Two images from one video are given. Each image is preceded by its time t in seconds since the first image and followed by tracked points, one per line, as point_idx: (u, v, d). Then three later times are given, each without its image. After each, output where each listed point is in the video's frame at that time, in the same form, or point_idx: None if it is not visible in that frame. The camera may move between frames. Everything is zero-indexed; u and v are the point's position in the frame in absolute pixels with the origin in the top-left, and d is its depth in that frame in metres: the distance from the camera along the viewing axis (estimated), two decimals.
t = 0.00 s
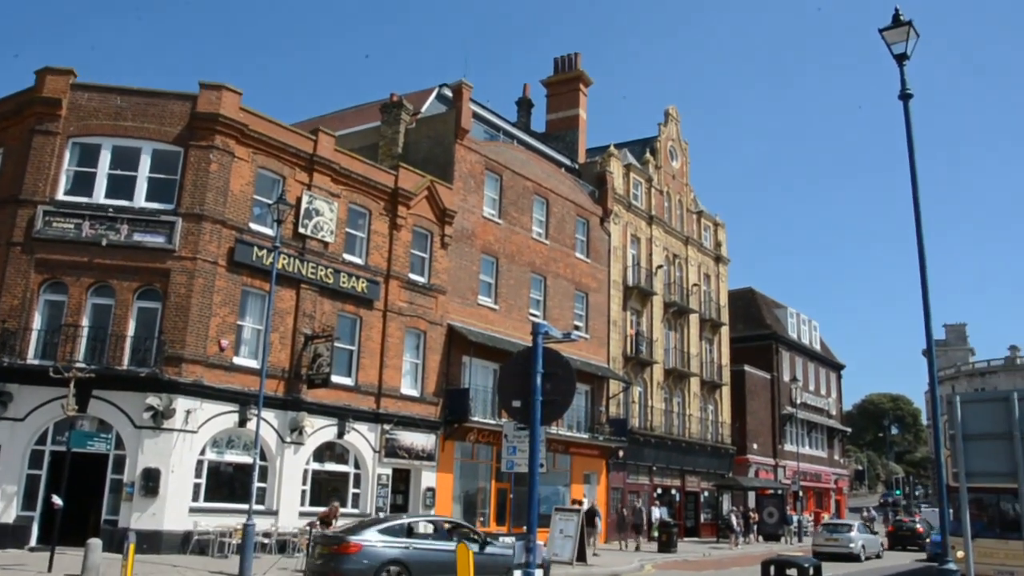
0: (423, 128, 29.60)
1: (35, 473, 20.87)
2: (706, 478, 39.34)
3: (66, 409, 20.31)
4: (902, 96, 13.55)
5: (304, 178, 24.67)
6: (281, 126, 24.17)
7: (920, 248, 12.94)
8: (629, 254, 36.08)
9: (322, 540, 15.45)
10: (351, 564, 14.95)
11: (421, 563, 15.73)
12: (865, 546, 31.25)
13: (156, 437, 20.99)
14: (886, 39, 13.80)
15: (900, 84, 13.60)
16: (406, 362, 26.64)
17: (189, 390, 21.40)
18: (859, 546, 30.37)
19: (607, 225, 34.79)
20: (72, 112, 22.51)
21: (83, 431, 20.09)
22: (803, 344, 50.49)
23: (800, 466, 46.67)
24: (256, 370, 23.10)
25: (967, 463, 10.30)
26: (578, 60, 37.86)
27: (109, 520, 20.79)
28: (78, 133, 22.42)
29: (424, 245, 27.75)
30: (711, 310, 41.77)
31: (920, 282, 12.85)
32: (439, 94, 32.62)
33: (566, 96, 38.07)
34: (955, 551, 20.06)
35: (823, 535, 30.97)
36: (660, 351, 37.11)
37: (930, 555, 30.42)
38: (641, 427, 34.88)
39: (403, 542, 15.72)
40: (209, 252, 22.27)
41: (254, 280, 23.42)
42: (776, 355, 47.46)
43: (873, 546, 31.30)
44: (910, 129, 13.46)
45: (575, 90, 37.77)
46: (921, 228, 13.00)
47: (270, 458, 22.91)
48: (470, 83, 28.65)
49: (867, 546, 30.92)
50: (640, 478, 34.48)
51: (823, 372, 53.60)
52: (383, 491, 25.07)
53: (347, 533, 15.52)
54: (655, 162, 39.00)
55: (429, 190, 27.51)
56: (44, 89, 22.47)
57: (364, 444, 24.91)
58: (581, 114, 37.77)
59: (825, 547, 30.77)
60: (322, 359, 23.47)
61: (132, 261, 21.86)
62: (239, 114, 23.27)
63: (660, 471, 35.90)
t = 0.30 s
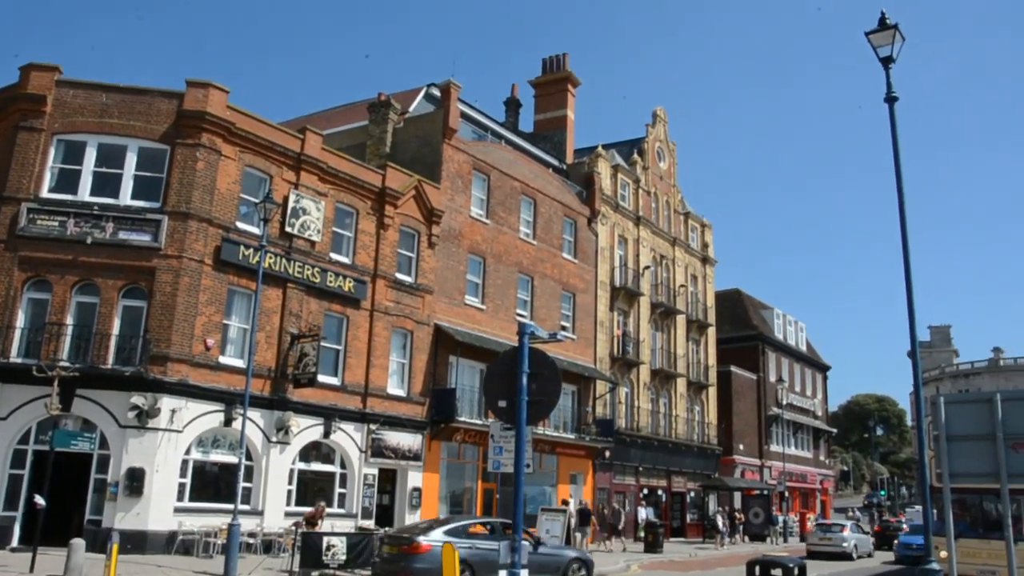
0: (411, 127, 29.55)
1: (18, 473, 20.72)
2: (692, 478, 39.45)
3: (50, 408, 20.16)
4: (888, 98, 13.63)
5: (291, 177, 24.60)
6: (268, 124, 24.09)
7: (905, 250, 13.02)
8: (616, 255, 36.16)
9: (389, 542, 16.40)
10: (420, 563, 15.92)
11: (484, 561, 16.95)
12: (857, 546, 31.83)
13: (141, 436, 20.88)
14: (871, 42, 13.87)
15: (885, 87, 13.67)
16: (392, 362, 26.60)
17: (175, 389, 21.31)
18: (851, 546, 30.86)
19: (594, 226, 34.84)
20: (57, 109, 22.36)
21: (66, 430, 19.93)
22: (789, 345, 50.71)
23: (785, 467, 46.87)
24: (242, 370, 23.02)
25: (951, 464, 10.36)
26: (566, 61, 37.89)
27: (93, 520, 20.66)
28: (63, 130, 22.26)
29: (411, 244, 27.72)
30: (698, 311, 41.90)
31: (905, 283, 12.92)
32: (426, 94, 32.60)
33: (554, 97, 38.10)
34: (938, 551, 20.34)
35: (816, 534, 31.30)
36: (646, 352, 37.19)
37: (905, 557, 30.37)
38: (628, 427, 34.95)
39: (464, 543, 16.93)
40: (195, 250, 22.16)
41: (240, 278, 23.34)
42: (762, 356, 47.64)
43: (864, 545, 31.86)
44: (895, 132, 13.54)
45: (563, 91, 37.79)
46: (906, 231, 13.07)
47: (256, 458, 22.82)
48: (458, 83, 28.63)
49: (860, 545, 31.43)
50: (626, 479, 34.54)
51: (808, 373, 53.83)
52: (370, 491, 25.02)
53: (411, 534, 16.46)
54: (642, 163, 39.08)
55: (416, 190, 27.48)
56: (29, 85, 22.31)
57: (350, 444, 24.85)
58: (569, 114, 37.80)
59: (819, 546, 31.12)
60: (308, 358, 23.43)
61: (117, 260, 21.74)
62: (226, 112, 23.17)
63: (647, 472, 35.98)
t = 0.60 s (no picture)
0: (395, 128, 29.50)
1: None
2: (673, 480, 39.58)
3: (27, 408, 19.97)
4: (869, 103, 13.71)
5: (273, 177, 24.49)
6: (250, 124, 23.98)
7: (884, 254, 13.11)
8: (599, 257, 36.25)
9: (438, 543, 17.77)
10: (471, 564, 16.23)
11: (528, 562, 17.04)
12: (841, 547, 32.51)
13: (120, 437, 20.71)
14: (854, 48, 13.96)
15: (867, 92, 13.76)
16: (374, 363, 26.54)
17: (154, 389, 21.15)
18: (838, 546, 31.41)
19: (577, 228, 34.91)
20: (36, 106, 22.15)
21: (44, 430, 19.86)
22: (770, 348, 50.98)
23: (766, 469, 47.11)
24: (223, 370, 22.89)
25: (929, 467, 10.43)
26: (550, 63, 37.94)
27: (70, 521, 20.49)
28: (42, 127, 22.06)
29: (394, 245, 27.67)
30: (680, 313, 42.06)
31: (884, 288, 13.01)
32: (410, 94, 32.56)
33: (538, 99, 38.14)
34: (915, 553, 20.58)
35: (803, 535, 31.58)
36: (628, 354, 37.28)
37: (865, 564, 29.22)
38: (609, 429, 35.02)
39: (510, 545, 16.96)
40: (175, 250, 22.00)
41: (222, 278, 23.21)
42: (744, 359, 47.88)
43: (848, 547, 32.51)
44: (876, 137, 13.63)
45: (547, 93, 37.83)
46: (885, 235, 13.16)
47: (236, 459, 22.68)
48: (441, 84, 28.61)
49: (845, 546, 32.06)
50: (607, 480, 34.60)
51: (789, 376, 54.14)
52: (350, 492, 24.93)
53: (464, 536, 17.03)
54: (625, 165, 39.19)
55: (399, 191, 27.42)
56: (7, 81, 22.10)
57: (332, 445, 24.77)
58: (553, 116, 37.86)
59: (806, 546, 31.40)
60: (289, 359, 23.34)
61: (97, 259, 21.57)
62: (208, 111, 23.03)
63: (628, 474, 36.06)
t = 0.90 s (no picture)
0: (377, 125, 29.42)
1: None
2: (654, 478, 39.71)
3: (3, 406, 19.77)
4: (849, 104, 13.82)
5: (254, 173, 24.37)
6: (231, 120, 23.85)
7: (863, 254, 13.21)
8: (580, 255, 36.32)
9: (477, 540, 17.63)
10: (510, 561, 16.90)
11: (562, 558, 17.70)
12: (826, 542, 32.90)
13: (98, 435, 20.53)
14: (834, 48, 14.07)
15: (846, 92, 13.87)
16: (355, 361, 26.48)
17: (134, 387, 20.99)
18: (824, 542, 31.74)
19: (559, 226, 34.95)
20: (13, 100, 21.91)
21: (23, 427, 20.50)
22: (751, 347, 51.24)
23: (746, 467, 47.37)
24: (203, 368, 22.76)
25: (907, 465, 10.52)
26: (532, 61, 37.97)
27: (48, 520, 20.31)
28: (19, 122, 21.82)
29: (375, 243, 27.60)
30: (661, 312, 42.22)
31: (863, 287, 13.11)
32: (392, 92, 32.51)
33: (520, 97, 38.16)
34: (893, 550, 20.76)
35: (790, 531, 31.82)
36: (610, 352, 37.38)
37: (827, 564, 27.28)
38: (591, 427, 35.10)
39: (546, 543, 17.66)
40: (155, 246, 21.85)
41: (202, 275, 23.07)
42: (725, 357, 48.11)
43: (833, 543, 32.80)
44: (856, 137, 13.73)
45: (529, 91, 37.85)
46: (865, 234, 13.26)
47: (216, 457, 22.54)
48: (424, 81, 28.58)
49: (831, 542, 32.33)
50: (589, 478, 34.68)
51: (770, 375, 54.44)
52: (331, 490, 24.86)
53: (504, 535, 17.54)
54: (607, 164, 39.27)
55: (381, 188, 27.37)
56: None
57: (312, 443, 24.68)
58: (535, 115, 37.89)
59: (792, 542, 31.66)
60: (270, 356, 23.23)
61: (75, 255, 21.38)
62: (189, 107, 22.89)
63: (609, 471, 36.16)
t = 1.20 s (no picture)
0: (361, 124, 29.36)
1: None
2: (638, 477, 39.84)
3: None
4: (831, 105, 13.91)
5: (237, 172, 24.27)
6: (214, 118, 23.73)
7: (845, 253, 13.30)
8: (564, 255, 36.39)
9: (509, 540, 19.06)
10: (542, 558, 18.48)
11: (586, 553, 19.49)
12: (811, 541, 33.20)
13: (79, 435, 20.39)
14: (816, 49, 14.15)
15: (828, 93, 13.96)
16: (338, 360, 26.44)
17: (115, 386, 20.85)
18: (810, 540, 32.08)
19: (543, 225, 34.99)
20: None
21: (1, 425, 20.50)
22: (734, 346, 51.45)
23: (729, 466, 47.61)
24: (185, 367, 22.64)
25: (888, 463, 10.59)
26: (517, 61, 38.00)
27: (27, 521, 20.16)
28: None
29: (359, 242, 27.55)
30: (645, 311, 42.35)
31: (845, 287, 13.20)
32: (376, 90, 32.46)
33: (505, 96, 38.18)
34: (874, 548, 20.94)
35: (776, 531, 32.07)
36: (594, 352, 37.47)
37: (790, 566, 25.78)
38: (575, 426, 35.17)
39: (573, 540, 19.36)
40: (137, 245, 21.72)
41: (184, 274, 22.96)
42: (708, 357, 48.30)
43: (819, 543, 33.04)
44: (838, 138, 13.82)
45: (513, 90, 37.88)
46: (847, 234, 13.35)
47: (198, 457, 22.42)
48: (408, 80, 28.54)
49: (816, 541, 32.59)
50: (572, 478, 34.75)
51: (753, 374, 54.70)
52: (314, 490, 24.81)
53: (535, 534, 19.16)
54: (591, 163, 39.36)
55: (364, 187, 27.31)
56: None
57: (295, 442, 24.61)
58: (520, 114, 37.93)
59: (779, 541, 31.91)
60: (253, 355, 23.14)
61: (56, 253, 21.24)
62: (171, 104, 22.76)
63: (593, 471, 36.26)
